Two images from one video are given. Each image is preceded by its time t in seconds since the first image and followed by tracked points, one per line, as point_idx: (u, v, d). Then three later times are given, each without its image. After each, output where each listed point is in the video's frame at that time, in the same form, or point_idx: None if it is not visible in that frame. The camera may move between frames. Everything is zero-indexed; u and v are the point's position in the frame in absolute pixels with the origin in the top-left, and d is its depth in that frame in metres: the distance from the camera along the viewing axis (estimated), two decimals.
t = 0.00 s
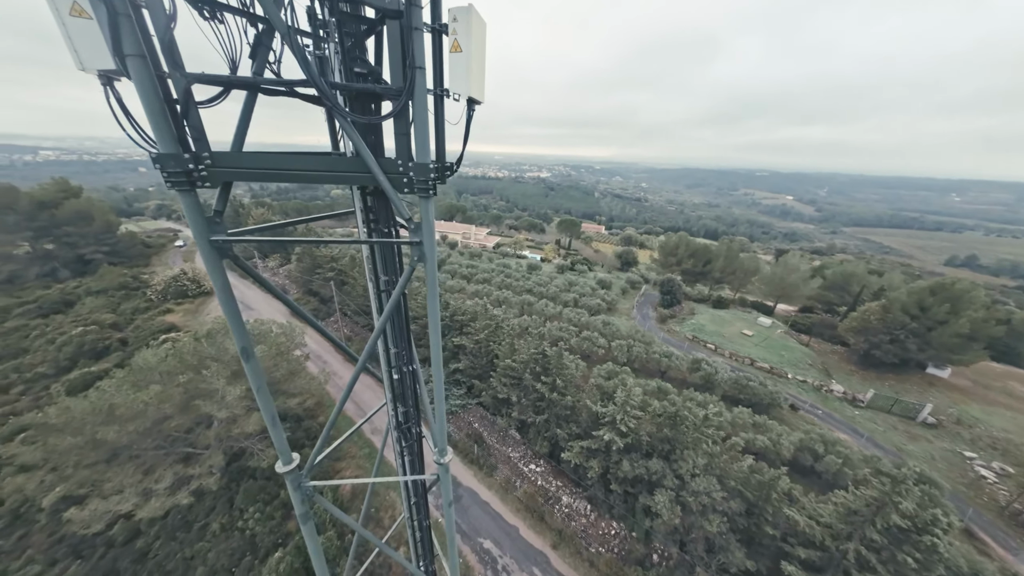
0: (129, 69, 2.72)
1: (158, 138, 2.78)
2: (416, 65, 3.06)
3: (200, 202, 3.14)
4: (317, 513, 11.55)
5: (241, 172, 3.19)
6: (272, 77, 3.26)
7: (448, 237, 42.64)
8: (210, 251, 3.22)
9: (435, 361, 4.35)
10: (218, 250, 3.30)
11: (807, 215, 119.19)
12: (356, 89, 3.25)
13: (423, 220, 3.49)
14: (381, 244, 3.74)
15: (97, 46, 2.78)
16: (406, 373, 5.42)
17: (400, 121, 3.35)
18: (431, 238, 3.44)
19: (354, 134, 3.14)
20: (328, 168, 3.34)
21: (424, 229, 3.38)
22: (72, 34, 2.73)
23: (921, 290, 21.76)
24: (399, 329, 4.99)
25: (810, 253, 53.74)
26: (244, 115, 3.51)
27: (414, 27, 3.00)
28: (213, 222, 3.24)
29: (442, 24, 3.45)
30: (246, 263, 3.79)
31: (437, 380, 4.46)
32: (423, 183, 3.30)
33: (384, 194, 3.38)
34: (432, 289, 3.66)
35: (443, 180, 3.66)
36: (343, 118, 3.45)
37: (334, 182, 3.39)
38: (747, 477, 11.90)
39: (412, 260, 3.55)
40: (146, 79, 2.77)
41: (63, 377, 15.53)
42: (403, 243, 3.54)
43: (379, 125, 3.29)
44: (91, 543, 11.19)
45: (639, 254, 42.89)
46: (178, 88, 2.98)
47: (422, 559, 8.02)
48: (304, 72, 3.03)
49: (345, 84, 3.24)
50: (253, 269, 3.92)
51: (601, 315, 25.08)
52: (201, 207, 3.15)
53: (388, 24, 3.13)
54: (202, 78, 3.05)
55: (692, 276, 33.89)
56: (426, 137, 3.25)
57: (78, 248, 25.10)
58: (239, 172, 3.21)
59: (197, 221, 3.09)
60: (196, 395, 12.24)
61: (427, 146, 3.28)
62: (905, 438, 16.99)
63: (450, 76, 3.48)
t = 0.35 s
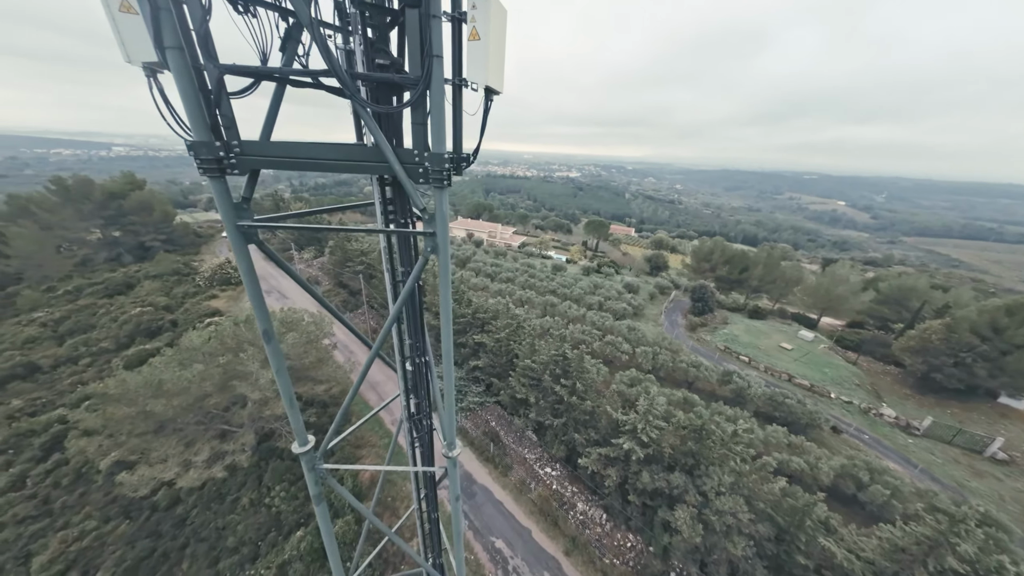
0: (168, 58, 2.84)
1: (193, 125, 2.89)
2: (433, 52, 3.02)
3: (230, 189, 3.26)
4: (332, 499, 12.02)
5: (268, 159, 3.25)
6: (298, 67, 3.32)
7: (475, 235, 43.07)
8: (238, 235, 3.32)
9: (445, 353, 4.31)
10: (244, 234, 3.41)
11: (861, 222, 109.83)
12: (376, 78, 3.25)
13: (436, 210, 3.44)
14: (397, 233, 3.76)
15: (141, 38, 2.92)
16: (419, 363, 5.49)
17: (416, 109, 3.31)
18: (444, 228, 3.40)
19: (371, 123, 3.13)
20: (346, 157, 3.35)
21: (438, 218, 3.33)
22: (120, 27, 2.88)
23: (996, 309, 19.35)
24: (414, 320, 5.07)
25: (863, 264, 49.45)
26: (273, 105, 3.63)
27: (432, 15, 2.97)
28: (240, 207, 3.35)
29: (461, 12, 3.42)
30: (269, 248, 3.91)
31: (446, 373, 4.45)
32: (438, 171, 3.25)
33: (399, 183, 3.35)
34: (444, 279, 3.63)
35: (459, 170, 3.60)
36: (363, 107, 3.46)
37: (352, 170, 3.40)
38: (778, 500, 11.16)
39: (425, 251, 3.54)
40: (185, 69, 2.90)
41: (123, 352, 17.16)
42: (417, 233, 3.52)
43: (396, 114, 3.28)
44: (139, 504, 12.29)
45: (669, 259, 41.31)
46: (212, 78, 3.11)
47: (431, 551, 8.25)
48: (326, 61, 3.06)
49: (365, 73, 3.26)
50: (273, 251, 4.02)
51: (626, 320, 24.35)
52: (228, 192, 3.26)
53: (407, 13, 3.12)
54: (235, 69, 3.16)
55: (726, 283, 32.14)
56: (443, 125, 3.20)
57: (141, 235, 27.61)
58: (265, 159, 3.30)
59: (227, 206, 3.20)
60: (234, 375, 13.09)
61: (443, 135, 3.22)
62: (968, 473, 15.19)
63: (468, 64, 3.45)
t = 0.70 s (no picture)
0: (204, 50, 2.98)
1: (226, 115, 3.02)
2: (455, 40, 3.01)
3: (258, 179, 3.38)
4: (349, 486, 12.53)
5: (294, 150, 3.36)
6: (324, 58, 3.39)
7: (499, 235, 43.20)
8: (264, 223, 3.45)
9: (458, 349, 4.30)
10: (270, 224, 3.54)
11: (921, 231, 100.34)
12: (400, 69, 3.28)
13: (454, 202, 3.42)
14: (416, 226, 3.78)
15: (182, 33, 3.08)
16: (434, 358, 5.55)
17: (438, 99, 3.30)
18: (461, 221, 3.38)
19: (392, 113, 3.15)
20: (368, 148, 3.40)
21: (455, 211, 3.31)
22: (164, 22, 3.05)
23: None
24: (431, 315, 5.11)
25: (922, 277, 45.08)
26: (301, 98, 3.75)
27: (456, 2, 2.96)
28: (268, 196, 3.48)
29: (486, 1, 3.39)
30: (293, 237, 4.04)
31: (459, 368, 4.44)
32: (457, 163, 3.23)
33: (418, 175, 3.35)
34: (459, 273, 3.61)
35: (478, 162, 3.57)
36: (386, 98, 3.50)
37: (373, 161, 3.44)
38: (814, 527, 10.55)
39: (442, 244, 3.54)
40: (219, 61, 3.04)
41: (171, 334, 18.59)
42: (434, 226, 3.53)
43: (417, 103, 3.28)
44: (179, 476, 13.28)
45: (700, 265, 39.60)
46: (245, 70, 3.24)
47: (441, 546, 8.32)
48: (351, 52, 3.11)
49: (389, 63, 3.29)
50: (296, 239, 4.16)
51: (651, 326, 23.53)
52: (257, 181, 3.39)
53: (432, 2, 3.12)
54: (265, 61, 3.27)
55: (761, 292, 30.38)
56: (463, 115, 3.17)
57: (192, 227, 29.79)
58: (291, 149, 3.40)
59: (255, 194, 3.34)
60: (266, 361, 13.81)
61: (463, 126, 3.18)
62: None
63: (491, 53, 3.42)
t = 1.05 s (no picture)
0: (236, 37, 3.08)
1: (254, 102, 3.12)
2: (481, 22, 2.96)
3: (283, 167, 3.47)
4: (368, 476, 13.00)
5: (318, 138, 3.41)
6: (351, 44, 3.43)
7: (523, 235, 43.14)
8: (288, 211, 3.54)
9: (475, 345, 4.25)
10: (294, 212, 3.61)
11: (987, 243, 91.12)
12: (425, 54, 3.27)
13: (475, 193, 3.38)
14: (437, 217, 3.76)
15: (216, 21, 3.19)
16: (450, 352, 5.57)
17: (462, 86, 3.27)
18: (482, 212, 3.34)
19: (415, 99, 3.15)
20: (389, 136, 3.40)
21: (476, 201, 3.28)
22: (200, 11, 3.20)
23: None
24: (449, 309, 5.15)
25: (986, 294, 40.93)
26: (329, 86, 3.84)
27: None
28: (292, 185, 3.57)
29: None
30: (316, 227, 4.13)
31: (475, 364, 4.39)
32: (479, 151, 3.18)
33: (440, 164, 3.33)
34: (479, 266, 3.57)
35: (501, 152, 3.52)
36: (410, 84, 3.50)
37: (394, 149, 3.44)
38: (849, 558, 9.85)
39: (461, 236, 3.51)
40: (250, 49, 3.12)
41: (211, 320, 19.90)
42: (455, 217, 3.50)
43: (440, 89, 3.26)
44: (213, 455, 14.16)
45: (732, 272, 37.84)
46: (274, 57, 3.33)
47: (452, 544, 8.34)
48: (376, 38, 3.13)
49: (414, 49, 3.29)
50: (320, 230, 4.24)
51: (675, 334, 22.73)
52: (282, 169, 3.49)
53: None
54: (293, 46, 3.33)
55: (798, 302, 28.69)
56: (486, 101, 3.12)
57: (234, 221, 31.72)
58: (315, 138, 3.47)
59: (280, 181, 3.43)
60: (294, 350, 14.45)
61: (486, 113, 3.13)
62: None
63: (516, 38, 3.38)
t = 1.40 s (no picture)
0: (261, 17, 3.17)
1: (276, 83, 3.22)
2: None
3: (303, 148, 3.57)
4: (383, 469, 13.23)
5: (337, 120, 3.47)
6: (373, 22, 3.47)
7: (543, 236, 42.89)
8: (307, 192, 3.62)
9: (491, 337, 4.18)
10: (313, 195, 3.70)
11: None
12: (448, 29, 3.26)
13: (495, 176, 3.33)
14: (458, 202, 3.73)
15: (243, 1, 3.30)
16: (466, 345, 5.58)
17: (485, 63, 3.26)
18: (502, 196, 3.28)
19: (436, 76, 3.14)
20: (408, 116, 3.41)
21: (496, 183, 3.25)
22: None
23: None
24: (466, 301, 5.15)
25: None
26: (352, 67, 3.92)
27: None
28: (313, 168, 3.66)
29: None
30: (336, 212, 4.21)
31: (491, 356, 4.35)
32: (502, 131, 3.13)
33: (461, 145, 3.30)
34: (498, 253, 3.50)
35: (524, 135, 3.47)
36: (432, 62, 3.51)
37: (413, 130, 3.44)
38: None
39: (480, 222, 3.49)
40: (274, 29, 3.19)
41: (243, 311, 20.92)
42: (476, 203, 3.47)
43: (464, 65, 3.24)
44: (239, 438, 14.85)
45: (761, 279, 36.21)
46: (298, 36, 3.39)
47: (462, 542, 8.32)
48: (400, 13, 3.16)
49: (437, 24, 3.29)
50: (341, 216, 4.34)
51: (698, 341, 21.97)
52: (303, 152, 3.58)
53: None
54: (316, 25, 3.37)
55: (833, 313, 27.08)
56: (510, 78, 3.06)
57: (267, 217, 33.27)
58: (335, 120, 3.54)
59: (301, 163, 3.52)
60: (318, 341, 14.92)
61: (509, 89, 3.07)
62: None
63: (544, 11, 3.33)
